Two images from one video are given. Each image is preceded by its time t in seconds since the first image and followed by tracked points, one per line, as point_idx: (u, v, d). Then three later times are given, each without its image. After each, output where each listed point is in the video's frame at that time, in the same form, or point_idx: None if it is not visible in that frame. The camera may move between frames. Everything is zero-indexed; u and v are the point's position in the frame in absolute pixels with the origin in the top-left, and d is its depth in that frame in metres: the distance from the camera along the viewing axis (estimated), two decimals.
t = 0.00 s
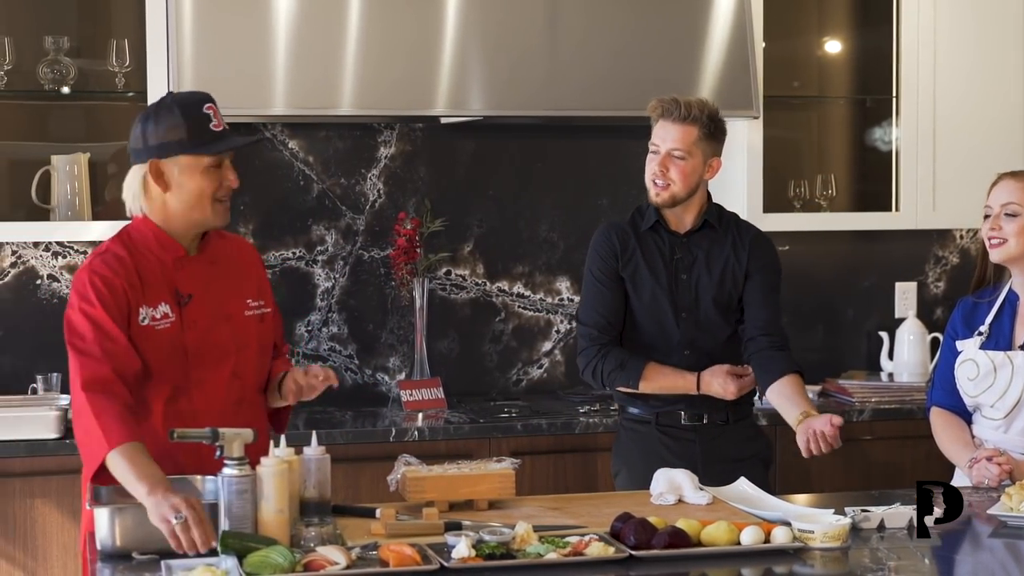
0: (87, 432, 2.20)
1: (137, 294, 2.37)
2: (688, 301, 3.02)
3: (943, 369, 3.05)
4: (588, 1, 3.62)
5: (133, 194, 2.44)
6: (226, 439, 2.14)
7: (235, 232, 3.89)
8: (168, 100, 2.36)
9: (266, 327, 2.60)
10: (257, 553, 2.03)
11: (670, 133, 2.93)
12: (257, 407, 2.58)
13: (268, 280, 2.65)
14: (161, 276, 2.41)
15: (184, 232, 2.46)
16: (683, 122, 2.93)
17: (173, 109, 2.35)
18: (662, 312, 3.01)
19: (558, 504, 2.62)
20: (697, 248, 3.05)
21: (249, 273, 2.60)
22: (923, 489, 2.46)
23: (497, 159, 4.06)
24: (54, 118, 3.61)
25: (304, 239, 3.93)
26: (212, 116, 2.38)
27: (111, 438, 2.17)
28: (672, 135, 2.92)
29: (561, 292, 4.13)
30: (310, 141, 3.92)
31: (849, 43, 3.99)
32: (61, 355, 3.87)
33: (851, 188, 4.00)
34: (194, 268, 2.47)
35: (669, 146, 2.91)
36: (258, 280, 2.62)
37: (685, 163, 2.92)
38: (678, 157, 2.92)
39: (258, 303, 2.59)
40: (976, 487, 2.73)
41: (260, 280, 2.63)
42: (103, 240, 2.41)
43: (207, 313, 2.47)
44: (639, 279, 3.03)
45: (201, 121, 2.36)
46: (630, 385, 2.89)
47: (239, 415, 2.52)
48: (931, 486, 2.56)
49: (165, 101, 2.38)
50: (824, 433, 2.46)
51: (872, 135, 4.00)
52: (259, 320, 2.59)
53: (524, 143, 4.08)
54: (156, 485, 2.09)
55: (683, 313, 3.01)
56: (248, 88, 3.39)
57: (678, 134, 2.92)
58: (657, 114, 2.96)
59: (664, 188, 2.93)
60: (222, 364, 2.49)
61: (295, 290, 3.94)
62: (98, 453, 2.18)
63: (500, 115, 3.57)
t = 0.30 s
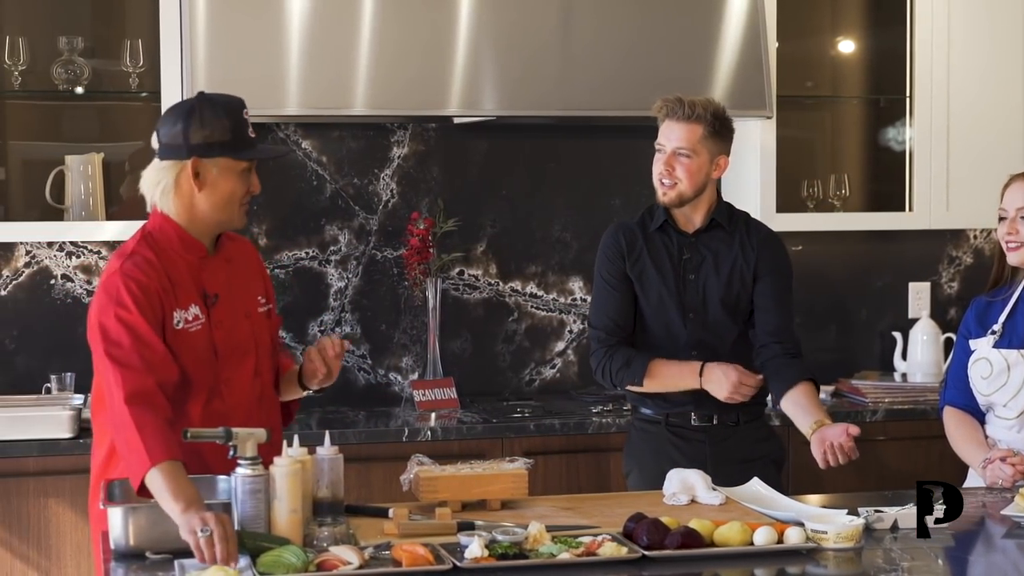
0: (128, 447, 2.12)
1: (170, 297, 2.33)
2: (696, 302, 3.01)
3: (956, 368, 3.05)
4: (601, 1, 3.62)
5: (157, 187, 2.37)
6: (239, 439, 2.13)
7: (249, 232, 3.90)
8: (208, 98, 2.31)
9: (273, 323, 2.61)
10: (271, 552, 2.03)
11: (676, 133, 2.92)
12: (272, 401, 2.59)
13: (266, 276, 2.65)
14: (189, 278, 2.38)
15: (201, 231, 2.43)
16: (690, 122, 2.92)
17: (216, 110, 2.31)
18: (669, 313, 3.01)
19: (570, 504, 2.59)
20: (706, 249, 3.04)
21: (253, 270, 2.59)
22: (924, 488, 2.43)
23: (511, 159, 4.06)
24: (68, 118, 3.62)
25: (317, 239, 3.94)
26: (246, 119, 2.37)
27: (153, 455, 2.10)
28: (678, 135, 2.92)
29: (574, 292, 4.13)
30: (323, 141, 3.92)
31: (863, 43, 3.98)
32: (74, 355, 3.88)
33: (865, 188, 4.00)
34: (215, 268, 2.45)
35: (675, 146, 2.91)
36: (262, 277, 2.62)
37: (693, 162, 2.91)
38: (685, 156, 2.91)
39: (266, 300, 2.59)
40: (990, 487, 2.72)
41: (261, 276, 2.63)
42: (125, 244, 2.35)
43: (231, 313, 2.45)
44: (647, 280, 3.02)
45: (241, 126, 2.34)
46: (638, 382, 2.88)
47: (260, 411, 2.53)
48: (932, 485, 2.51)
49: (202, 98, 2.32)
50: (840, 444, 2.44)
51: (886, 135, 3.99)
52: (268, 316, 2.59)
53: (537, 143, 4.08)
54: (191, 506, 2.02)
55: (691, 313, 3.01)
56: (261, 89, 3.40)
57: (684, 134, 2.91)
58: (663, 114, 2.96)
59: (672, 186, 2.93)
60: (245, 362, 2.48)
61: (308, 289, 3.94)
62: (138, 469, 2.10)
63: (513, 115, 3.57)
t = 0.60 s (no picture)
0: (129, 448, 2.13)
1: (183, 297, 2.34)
2: (700, 301, 3.01)
3: (962, 368, 3.05)
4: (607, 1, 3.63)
5: (174, 188, 2.36)
6: (245, 439, 2.13)
7: (255, 233, 3.90)
8: (219, 97, 2.32)
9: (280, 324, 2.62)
10: (277, 552, 2.03)
11: (680, 136, 2.91)
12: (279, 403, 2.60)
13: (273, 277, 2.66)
14: (202, 279, 2.39)
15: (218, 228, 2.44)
16: (693, 125, 2.91)
17: (227, 107, 2.32)
18: (673, 312, 3.01)
19: (576, 504, 2.59)
20: (710, 249, 3.04)
21: (262, 271, 2.61)
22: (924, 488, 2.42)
23: (517, 159, 4.06)
24: (74, 118, 3.62)
25: (323, 239, 3.94)
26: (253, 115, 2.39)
27: (155, 456, 2.11)
28: (682, 138, 2.90)
29: (580, 292, 4.13)
30: (329, 141, 3.92)
31: (869, 43, 3.98)
32: (80, 355, 3.88)
33: (871, 188, 4.00)
34: (227, 269, 2.46)
35: (679, 149, 2.90)
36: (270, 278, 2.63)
37: (697, 165, 2.91)
38: (689, 159, 2.90)
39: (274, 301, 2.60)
40: (996, 488, 2.72)
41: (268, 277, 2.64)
42: (137, 244, 2.35)
43: (241, 314, 2.46)
44: (652, 279, 3.02)
45: (251, 121, 2.36)
46: (652, 373, 2.89)
47: (269, 411, 2.54)
48: (933, 486, 2.50)
49: (211, 97, 2.33)
50: (830, 458, 2.45)
51: (893, 135, 3.99)
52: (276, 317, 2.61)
53: (543, 143, 4.08)
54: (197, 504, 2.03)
55: (695, 313, 3.01)
56: (266, 89, 3.40)
57: (687, 137, 2.90)
58: (665, 117, 2.94)
59: (677, 189, 2.92)
60: (254, 363, 2.49)
61: (314, 289, 3.94)
62: (141, 471, 2.11)
63: (519, 116, 3.57)
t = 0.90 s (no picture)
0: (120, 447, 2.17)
1: (182, 296, 2.35)
2: (697, 302, 3.01)
3: (961, 368, 3.04)
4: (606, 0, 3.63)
5: (177, 189, 2.38)
6: (243, 439, 2.13)
7: (253, 233, 3.90)
8: (212, 94, 2.34)
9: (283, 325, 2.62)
10: (275, 552, 2.03)
11: (675, 141, 2.90)
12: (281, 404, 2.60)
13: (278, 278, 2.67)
14: (203, 278, 2.40)
15: (222, 226, 2.45)
16: (688, 129, 2.90)
17: (221, 103, 2.35)
18: (669, 314, 3.01)
19: (575, 504, 2.59)
20: (706, 250, 3.04)
21: (266, 272, 2.61)
22: (924, 488, 2.42)
23: (516, 159, 4.06)
24: (73, 118, 3.62)
25: (322, 239, 3.94)
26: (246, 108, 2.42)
27: (145, 456, 2.14)
28: (677, 143, 2.90)
29: (579, 292, 4.13)
30: (328, 141, 3.92)
31: (868, 43, 3.98)
32: (79, 355, 3.88)
33: (870, 188, 4.00)
34: (229, 269, 2.47)
35: (675, 155, 2.90)
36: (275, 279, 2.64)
37: (693, 169, 2.91)
38: (686, 164, 2.90)
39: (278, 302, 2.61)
40: (994, 488, 2.72)
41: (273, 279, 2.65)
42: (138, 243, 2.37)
43: (243, 313, 2.47)
44: (647, 281, 3.02)
45: (246, 114, 2.38)
46: (639, 381, 2.88)
47: (271, 411, 2.55)
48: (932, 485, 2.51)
49: (205, 95, 2.35)
50: (844, 460, 2.44)
51: (891, 135, 3.99)
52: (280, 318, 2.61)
53: (541, 143, 4.08)
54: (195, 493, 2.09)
55: (692, 314, 3.00)
56: (265, 89, 3.40)
57: (683, 142, 2.89)
58: (660, 121, 2.93)
59: (675, 194, 2.93)
60: (256, 364, 2.50)
61: (312, 289, 3.94)
62: (133, 472, 2.15)
63: (518, 116, 3.57)
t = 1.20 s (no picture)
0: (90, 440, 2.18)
1: (184, 296, 2.36)
2: (694, 302, 3.01)
3: (961, 368, 3.04)
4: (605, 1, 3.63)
5: (187, 187, 2.38)
6: (243, 439, 2.13)
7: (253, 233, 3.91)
8: (232, 95, 2.36)
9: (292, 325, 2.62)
10: (275, 552, 2.02)
11: (670, 138, 2.91)
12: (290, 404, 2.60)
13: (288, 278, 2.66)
14: (207, 278, 2.40)
15: (226, 227, 2.45)
16: (683, 126, 2.91)
17: (241, 106, 2.36)
18: (666, 314, 3.01)
19: (574, 504, 2.59)
20: (704, 250, 3.04)
21: (277, 272, 2.61)
22: (925, 488, 2.42)
23: (516, 159, 4.06)
24: (72, 118, 3.62)
25: (322, 239, 3.94)
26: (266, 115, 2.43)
27: (116, 443, 2.14)
28: (673, 140, 2.90)
29: (578, 292, 4.13)
30: (327, 141, 3.92)
31: (868, 43, 3.98)
32: (78, 356, 3.88)
33: (870, 188, 4.00)
34: (236, 268, 2.47)
35: (671, 151, 2.90)
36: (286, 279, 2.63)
37: (689, 166, 2.91)
38: (681, 160, 2.90)
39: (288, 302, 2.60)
40: (994, 488, 2.72)
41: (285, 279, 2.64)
42: (142, 243, 2.38)
43: (247, 313, 2.47)
44: (644, 282, 3.03)
45: (264, 120, 2.39)
46: (642, 385, 2.87)
47: (279, 412, 2.55)
48: (933, 485, 2.51)
49: (225, 96, 2.37)
50: (846, 455, 2.44)
51: (891, 135, 3.99)
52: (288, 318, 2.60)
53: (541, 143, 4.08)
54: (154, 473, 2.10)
55: (690, 314, 3.00)
56: (266, 88, 3.40)
57: (679, 138, 2.90)
58: (655, 118, 2.94)
59: (670, 191, 2.93)
60: (261, 363, 2.50)
61: (312, 290, 3.94)
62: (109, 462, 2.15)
63: (517, 116, 3.57)
